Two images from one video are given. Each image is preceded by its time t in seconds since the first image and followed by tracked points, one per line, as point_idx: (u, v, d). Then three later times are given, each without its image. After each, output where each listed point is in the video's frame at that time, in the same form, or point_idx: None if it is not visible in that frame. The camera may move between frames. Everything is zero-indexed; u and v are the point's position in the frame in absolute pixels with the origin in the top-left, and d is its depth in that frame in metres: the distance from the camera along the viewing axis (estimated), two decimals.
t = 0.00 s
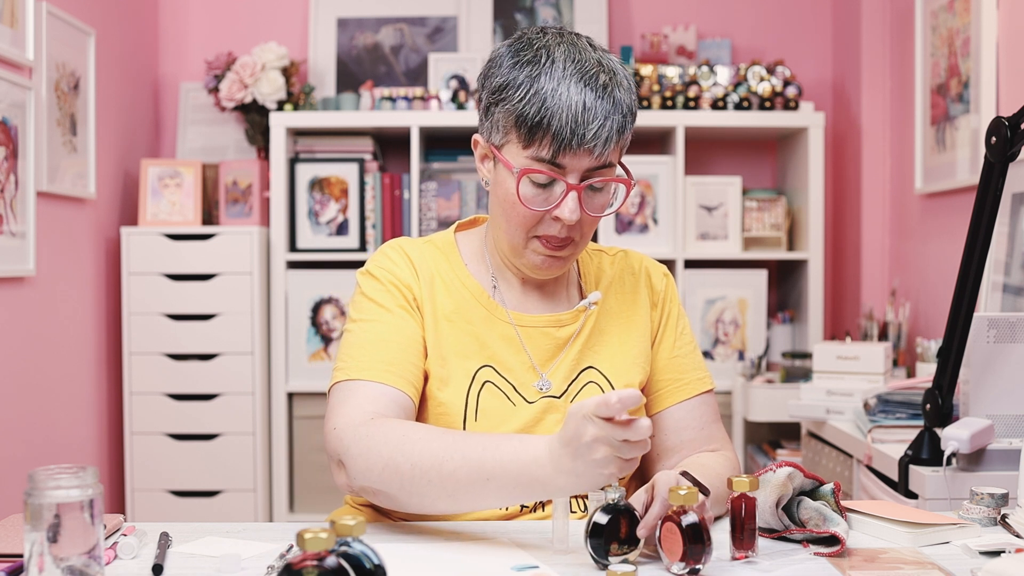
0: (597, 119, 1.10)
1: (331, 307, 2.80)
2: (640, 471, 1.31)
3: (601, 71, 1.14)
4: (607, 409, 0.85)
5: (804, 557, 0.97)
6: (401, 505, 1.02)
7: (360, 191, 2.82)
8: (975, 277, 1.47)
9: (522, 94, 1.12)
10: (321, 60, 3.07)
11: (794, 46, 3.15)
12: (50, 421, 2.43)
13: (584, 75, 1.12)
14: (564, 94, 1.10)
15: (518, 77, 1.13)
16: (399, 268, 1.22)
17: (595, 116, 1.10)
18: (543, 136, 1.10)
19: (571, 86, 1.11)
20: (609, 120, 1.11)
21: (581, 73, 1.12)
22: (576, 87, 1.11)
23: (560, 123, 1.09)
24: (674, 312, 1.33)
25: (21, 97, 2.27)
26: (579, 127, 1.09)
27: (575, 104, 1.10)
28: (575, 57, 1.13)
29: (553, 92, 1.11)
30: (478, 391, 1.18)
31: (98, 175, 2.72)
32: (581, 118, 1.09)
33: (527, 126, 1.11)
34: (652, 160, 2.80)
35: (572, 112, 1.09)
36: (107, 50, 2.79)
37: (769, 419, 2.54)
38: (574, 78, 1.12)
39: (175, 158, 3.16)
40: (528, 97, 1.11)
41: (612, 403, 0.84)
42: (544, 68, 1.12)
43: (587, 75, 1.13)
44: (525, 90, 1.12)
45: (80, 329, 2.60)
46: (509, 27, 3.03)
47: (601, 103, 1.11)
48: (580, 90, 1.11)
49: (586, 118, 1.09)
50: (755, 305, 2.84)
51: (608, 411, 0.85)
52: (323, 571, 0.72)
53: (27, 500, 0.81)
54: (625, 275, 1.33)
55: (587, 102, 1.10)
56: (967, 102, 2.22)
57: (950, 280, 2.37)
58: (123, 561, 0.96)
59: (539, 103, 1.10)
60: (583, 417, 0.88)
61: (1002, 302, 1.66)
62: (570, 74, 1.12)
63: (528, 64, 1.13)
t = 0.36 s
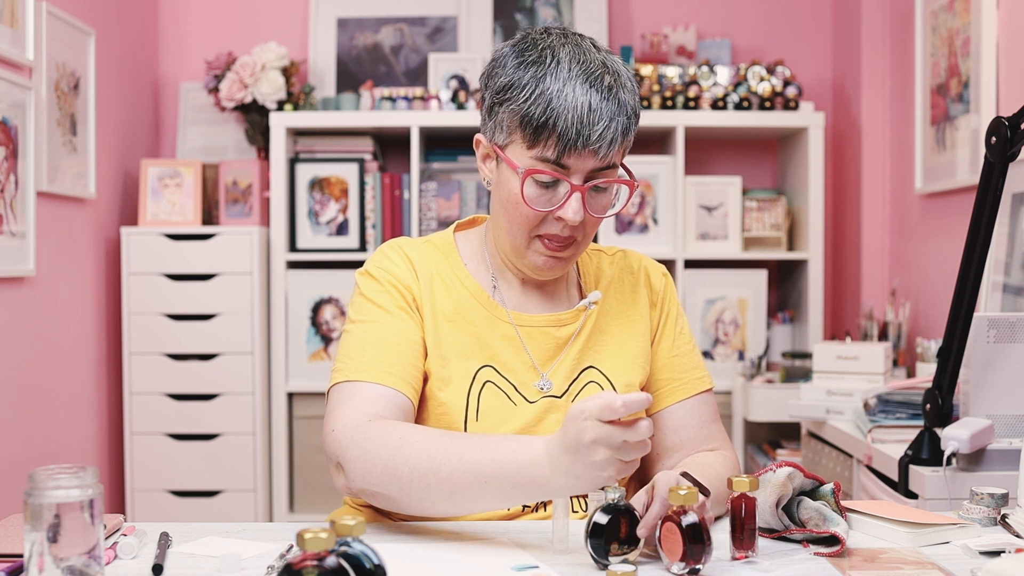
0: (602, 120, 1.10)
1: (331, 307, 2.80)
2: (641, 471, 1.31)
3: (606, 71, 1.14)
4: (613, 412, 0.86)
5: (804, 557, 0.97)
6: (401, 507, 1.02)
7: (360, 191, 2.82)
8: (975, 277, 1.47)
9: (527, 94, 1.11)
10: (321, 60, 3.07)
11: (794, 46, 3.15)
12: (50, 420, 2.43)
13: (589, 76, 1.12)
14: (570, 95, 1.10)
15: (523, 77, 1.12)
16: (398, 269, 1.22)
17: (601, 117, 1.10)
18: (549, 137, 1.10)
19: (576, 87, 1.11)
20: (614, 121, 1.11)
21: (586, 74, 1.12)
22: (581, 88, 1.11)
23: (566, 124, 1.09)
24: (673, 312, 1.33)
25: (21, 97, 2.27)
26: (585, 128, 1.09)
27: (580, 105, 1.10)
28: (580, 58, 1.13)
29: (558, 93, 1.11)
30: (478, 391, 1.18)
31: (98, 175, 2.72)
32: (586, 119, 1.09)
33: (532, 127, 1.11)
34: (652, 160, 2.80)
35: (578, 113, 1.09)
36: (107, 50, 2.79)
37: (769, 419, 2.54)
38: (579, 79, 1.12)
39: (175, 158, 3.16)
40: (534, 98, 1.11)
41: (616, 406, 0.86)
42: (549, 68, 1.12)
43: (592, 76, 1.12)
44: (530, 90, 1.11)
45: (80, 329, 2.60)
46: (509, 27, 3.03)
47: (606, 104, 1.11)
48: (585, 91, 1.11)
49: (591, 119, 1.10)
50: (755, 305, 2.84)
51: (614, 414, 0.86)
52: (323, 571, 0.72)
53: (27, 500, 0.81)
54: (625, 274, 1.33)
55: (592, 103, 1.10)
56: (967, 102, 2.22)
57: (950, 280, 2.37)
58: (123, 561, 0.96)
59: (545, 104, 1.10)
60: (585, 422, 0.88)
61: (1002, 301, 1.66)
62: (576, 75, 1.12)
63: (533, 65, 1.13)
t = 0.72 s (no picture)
0: (601, 119, 1.10)
1: (331, 307, 2.80)
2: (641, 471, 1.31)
3: (604, 71, 1.14)
4: (615, 417, 0.87)
5: (804, 557, 0.97)
6: (395, 507, 1.02)
7: (360, 191, 2.82)
8: (975, 277, 1.47)
9: (525, 94, 1.11)
10: (321, 60, 3.07)
11: (794, 46, 3.15)
12: (50, 420, 2.43)
13: (587, 76, 1.12)
14: (568, 94, 1.10)
15: (521, 77, 1.12)
16: (394, 270, 1.22)
17: (599, 116, 1.10)
18: (547, 136, 1.11)
19: (574, 86, 1.11)
20: (612, 120, 1.11)
21: (585, 73, 1.12)
22: (580, 87, 1.11)
23: (565, 123, 1.09)
24: (671, 311, 1.33)
25: (21, 97, 2.27)
26: (583, 127, 1.09)
27: (579, 104, 1.10)
28: (579, 57, 1.13)
29: (557, 92, 1.11)
30: (477, 390, 1.18)
31: (98, 175, 2.72)
32: (585, 118, 1.09)
33: (531, 126, 1.11)
34: (652, 160, 2.80)
35: (576, 112, 1.09)
36: (107, 50, 2.79)
37: (769, 419, 2.54)
38: (578, 78, 1.12)
39: (175, 158, 3.16)
40: (533, 97, 1.11)
41: (619, 412, 0.86)
42: (548, 68, 1.12)
43: (590, 75, 1.12)
44: (528, 90, 1.11)
45: (80, 328, 2.60)
46: (509, 27, 3.03)
47: (605, 103, 1.11)
48: (584, 90, 1.11)
49: (590, 118, 1.10)
50: (755, 305, 2.84)
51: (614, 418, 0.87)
52: (323, 572, 0.72)
53: (26, 500, 0.81)
54: (623, 273, 1.33)
55: (591, 102, 1.10)
56: (967, 102, 2.22)
57: (950, 280, 2.37)
58: (123, 562, 0.96)
59: (543, 103, 1.10)
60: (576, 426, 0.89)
61: (1002, 302, 1.66)
62: (574, 74, 1.12)
63: (532, 64, 1.12)
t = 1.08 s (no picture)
0: (595, 117, 1.10)
1: (331, 307, 2.80)
2: (640, 471, 1.31)
3: (599, 70, 1.14)
4: (594, 419, 0.86)
5: (804, 557, 0.97)
6: (388, 507, 1.04)
7: (360, 191, 2.82)
8: (975, 277, 1.47)
9: (521, 93, 1.11)
10: (321, 60, 3.07)
11: (794, 46, 3.15)
12: (50, 420, 2.43)
13: (582, 74, 1.12)
14: (563, 93, 1.10)
15: (517, 76, 1.12)
16: (391, 271, 1.22)
17: (594, 115, 1.10)
18: (543, 135, 1.11)
19: (570, 84, 1.11)
20: (607, 118, 1.11)
21: (580, 72, 1.12)
22: (575, 86, 1.11)
23: (560, 121, 1.09)
24: (670, 311, 1.33)
25: (21, 97, 2.27)
26: (578, 126, 1.09)
27: (574, 102, 1.10)
28: (574, 56, 1.13)
29: (552, 90, 1.11)
30: (474, 389, 1.18)
31: (98, 175, 2.72)
32: (580, 117, 1.09)
33: (526, 124, 1.11)
34: (652, 160, 2.80)
35: (571, 110, 1.09)
36: (107, 50, 2.79)
37: (769, 419, 2.54)
38: (573, 77, 1.12)
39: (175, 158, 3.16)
40: (528, 95, 1.11)
41: (597, 414, 0.86)
42: (543, 67, 1.12)
43: (586, 74, 1.12)
44: (524, 89, 1.11)
45: (80, 328, 2.60)
46: (509, 27, 3.03)
47: (600, 102, 1.11)
48: (579, 88, 1.11)
49: (585, 117, 1.10)
50: (755, 305, 2.84)
51: (592, 420, 0.87)
52: (323, 571, 0.72)
53: (26, 501, 0.81)
54: (621, 273, 1.33)
55: (585, 100, 1.10)
56: (967, 102, 2.22)
57: (950, 280, 2.37)
58: (123, 562, 0.96)
59: (538, 102, 1.10)
60: (551, 431, 0.89)
61: (1002, 302, 1.66)
62: (569, 73, 1.12)
63: (527, 63, 1.12)
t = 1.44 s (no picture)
0: (594, 116, 1.10)
1: (331, 307, 2.80)
2: (639, 472, 1.31)
3: (597, 68, 1.14)
4: (571, 420, 0.85)
5: (804, 557, 0.97)
6: (387, 509, 1.04)
7: (360, 191, 2.82)
8: (975, 276, 1.47)
9: (519, 92, 1.11)
10: (321, 60, 3.07)
11: (794, 46, 3.15)
12: (50, 421, 2.43)
13: (581, 73, 1.12)
14: (562, 92, 1.10)
15: (515, 75, 1.12)
16: (390, 272, 1.22)
17: (592, 113, 1.10)
18: (541, 134, 1.11)
19: (568, 83, 1.11)
20: (605, 117, 1.11)
21: (579, 71, 1.12)
22: (573, 85, 1.11)
23: (559, 121, 1.10)
24: (670, 310, 1.33)
25: (21, 97, 2.27)
26: (577, 125, 1.10)
27: (572, 101, 1.10)
28: (572, 55, 1.13)
29: (550, 90, 1.11)
30: (474, 390, 1.18)
31: (98, 175, 2.72)
32: (578, 116, 1.10)
33: (525, 124, 1.11)
34: (652, 160, 2.80)
35: (570, 109, 1.09)
36: (107, 50, 2.79)
37: (769, 419, 2.54)
38: (571, 76, 1.12)
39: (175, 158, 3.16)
40: (526, 95, 1.11)
41: (575, 415, 0.85)
42: (541, 66, 1.12)
43: (584, 73, 1.12)
44: (522, 88, 1.11)
45: (80, 328, 2.60)
46: (509, 27, 3.03)
47: (598, 100, 1.11)
48: (577, 87, 1.11)
49: (583, 116, 1.10)
50: (755, 305, 2.84)
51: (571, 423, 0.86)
52: (323, 571, 0.72)
53: (26, 501, 0.81)
54: (621, 273, 1.33)
55: (584, 99, 1.10)
56: (967, 102, 2.22)
57: (950, 280, 2.37)
58: (123, 562, 0.96)
59: (537, 101, 1.10)
60: (537, 436, 0.89)
61: (1002, 302, 1.66)
62: (567, 72, 1.12)
63: (525, 62, 1.12)
